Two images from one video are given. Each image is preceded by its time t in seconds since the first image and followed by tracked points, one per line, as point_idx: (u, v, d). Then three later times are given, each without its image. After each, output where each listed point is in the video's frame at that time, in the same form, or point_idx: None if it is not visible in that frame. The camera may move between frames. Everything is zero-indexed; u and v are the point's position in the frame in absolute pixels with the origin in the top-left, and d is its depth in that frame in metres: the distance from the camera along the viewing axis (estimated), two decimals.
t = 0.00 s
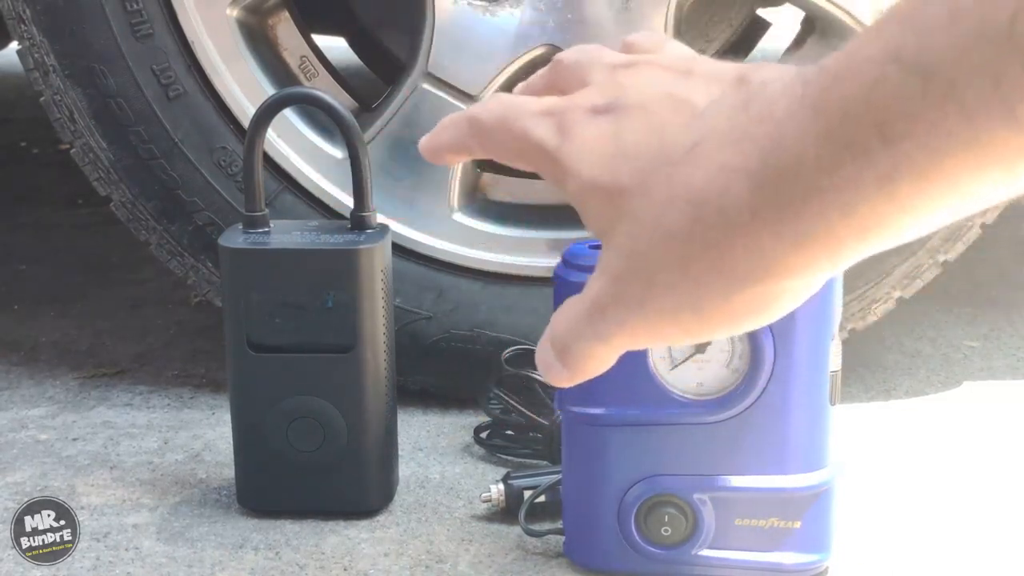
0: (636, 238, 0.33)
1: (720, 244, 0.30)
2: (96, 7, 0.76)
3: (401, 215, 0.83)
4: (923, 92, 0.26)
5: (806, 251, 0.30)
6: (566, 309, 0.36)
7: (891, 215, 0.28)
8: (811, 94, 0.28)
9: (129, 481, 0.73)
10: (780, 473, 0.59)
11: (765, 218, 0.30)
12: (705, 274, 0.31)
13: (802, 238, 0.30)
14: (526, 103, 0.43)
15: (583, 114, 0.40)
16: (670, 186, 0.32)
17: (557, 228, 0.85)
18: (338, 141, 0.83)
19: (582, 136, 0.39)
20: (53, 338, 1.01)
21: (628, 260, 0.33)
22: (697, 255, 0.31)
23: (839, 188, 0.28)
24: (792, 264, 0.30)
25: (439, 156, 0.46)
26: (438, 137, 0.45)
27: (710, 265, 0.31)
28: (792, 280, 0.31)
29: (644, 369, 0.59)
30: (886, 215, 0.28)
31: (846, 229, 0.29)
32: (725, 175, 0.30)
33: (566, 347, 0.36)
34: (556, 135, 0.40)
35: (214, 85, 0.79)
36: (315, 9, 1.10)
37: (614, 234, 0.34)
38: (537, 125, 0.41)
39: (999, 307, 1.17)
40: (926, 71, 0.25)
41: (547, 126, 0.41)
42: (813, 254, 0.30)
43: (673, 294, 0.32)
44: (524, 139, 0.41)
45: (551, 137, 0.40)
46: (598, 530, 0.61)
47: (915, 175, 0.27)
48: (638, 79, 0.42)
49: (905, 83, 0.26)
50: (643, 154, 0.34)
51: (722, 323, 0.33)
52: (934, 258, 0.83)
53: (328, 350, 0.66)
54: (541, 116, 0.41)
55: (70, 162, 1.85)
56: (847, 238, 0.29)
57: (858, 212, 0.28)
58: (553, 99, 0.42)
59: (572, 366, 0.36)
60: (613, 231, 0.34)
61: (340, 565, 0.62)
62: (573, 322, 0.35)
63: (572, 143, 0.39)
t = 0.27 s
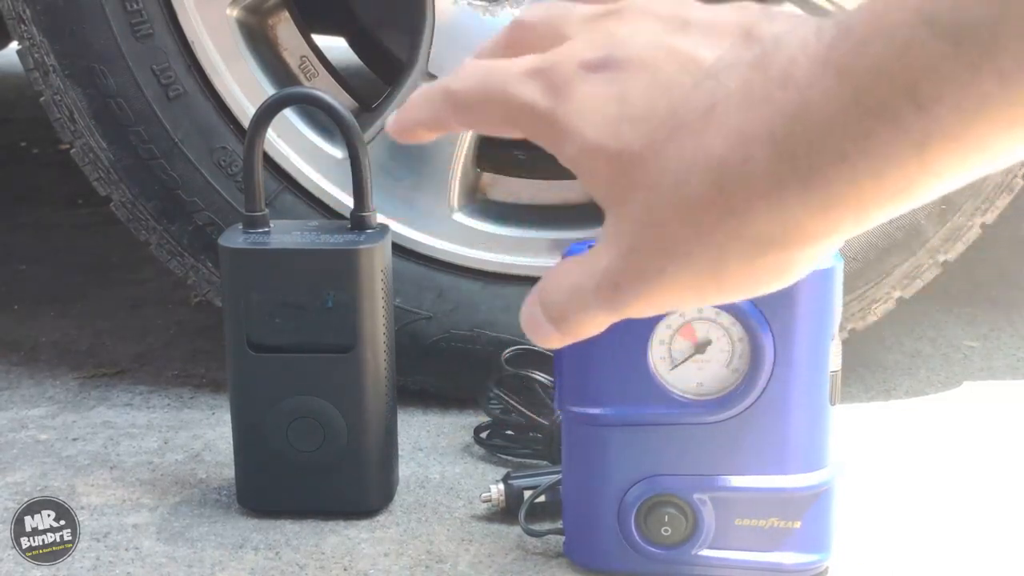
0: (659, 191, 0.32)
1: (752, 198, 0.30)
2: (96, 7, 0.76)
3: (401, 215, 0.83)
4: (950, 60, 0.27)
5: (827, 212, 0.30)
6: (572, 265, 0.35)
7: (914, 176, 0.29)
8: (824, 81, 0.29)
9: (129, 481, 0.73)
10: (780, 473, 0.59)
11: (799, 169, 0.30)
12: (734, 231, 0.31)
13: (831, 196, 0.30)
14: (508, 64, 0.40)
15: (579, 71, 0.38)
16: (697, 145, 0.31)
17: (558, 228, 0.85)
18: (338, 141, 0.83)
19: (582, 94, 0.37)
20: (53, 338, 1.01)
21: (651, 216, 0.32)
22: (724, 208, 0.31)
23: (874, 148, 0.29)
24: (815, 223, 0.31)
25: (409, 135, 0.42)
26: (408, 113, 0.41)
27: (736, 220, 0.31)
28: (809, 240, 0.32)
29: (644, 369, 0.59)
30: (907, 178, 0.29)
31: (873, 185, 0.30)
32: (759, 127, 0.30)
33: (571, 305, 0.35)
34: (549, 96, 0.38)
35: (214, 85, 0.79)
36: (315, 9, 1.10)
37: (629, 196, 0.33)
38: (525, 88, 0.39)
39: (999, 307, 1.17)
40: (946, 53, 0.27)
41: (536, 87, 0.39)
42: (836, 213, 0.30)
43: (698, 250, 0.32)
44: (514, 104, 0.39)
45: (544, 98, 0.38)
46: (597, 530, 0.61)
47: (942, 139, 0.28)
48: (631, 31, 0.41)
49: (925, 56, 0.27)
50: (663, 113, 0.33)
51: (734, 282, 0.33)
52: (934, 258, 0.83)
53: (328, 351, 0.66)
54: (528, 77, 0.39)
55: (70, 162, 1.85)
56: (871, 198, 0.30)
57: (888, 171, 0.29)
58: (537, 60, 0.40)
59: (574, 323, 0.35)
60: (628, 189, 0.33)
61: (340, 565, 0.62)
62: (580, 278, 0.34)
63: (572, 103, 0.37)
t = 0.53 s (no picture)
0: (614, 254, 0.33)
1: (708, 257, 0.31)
2: (96, 7, 0.76)
3: (402, 216, 0.83)
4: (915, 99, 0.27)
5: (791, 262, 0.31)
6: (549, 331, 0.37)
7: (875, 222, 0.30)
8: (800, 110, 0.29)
9: (129, 481, 0.73)
10: (780, 473, 0.59)
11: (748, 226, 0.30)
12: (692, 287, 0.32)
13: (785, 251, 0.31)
14: (443, 143, 0.41)
15: (518, 141, 0.37)
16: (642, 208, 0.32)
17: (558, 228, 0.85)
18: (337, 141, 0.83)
19: (523, 168, 0.36)
20: (53, 338, 1.01)
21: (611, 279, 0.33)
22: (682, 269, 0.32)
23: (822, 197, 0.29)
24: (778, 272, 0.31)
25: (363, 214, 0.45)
26: (355, 193, 0.44)
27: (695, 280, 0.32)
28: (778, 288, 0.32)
29: (644, 369, 0.59)
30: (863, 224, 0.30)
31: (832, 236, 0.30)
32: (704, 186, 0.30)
33: (551, 367, 0.36)
34: (492, 169, 0.38)
35: (214, 85, 0.79)
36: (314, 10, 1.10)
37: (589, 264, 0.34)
38: (465, 163, 0.39)
39: (999, 307, 1.17)
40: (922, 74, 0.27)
41: (477, 161, 0.39)
42: (792, 267, 0.31)
43: (665, 312, 0.33)
44: (458, 180, 0.39)
45: (485, 174, 0.38)
46: (598, 530, 0.61)
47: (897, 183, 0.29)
48: (568, 93, 0.39)
49: (893, 93, 0.27)
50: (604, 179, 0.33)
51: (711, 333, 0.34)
52: (934, 258, 0.83)
53: (328, 350, 0.66)
54: (469, 151, 0.39)
55: (70, 162, 1.85)
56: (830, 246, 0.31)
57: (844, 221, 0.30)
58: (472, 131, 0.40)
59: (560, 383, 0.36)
60: (585, 259, 0.34)
61: (340, 565, 0.62)
62: (557, 345, 0.36)
63: (518, 174, 0.37)
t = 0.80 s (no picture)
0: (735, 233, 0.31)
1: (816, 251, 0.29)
2: (96, 7, 0.76)
3: (401, 215, 0.83)
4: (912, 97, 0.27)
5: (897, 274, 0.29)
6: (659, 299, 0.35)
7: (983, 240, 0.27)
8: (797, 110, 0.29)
9: (129, 481, 0.73)
10: (780, 473, 0.59)
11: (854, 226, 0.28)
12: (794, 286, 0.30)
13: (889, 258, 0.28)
14: (648, 75, 0.39)
15: (699, 94, 0.36)
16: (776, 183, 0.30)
17: (557, 228, 0.86)
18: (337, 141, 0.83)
19: (696, 118, 0.35)
20: (53, 338, 1.01)
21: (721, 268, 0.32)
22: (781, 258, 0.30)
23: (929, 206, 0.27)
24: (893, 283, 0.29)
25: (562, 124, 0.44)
26: (559, 103, 0.44)
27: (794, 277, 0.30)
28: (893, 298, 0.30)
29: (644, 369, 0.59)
30: (974, 240, 0.26)
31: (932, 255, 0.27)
32: (838, 176, 0.28)
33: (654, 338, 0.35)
34: (669, 114, 0.37)
35: (214, 85, 0.79)
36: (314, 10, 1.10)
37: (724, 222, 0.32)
38: (649, 103, 0.38)
39: (999, 307, 1.17)
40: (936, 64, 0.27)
41: (662, 103, 0.37)
42: (933, 257, 0.28)
43: (762, 302, 0.31)
44: (639, 115, 0.38)
45: (663, 114, 0.37)
46: (598, 530, 0.61)
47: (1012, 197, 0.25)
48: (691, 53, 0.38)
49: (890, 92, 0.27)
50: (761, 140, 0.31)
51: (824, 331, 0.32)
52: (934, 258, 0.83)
53: (328, 350, 0.66)
54: (660, 91, 0.38)
55: (70, 162, 1.85)
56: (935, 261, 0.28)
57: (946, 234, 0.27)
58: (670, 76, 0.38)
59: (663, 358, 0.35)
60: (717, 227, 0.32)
61: (340, 565, 0.62)
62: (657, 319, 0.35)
63: (682, 124, 0.36)
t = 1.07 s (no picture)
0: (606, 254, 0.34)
1: (679, 261, 0.33)
2: (96, 7, 0.76)
3: (402, 215, 0.83)
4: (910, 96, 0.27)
5: (736, 281, 0.34)
6: (502, 308, 0.39)
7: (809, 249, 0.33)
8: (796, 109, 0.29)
9: (129, 481, 0.73)
10: (780, 473, 0.59)
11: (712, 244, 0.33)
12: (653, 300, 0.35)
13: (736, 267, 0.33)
14: (449, 95, 0.40)
15: (521, 108, 0.38)
16: (620, 199, 0.34)
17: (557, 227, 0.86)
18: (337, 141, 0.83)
19: (526, 137, 0.37)
20: (53, 338, 1.01)
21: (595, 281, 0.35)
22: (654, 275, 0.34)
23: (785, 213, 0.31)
24: (728, 292, 0.34)
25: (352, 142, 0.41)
26: (352, 127, 0.41)
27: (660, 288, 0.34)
28: (737, 297, 0.35)
29: (644, 369, 0.59)
30: (815, 239, 0.32)
31: (768, 255, 0.33)
32: (689, 192, 0.32)
33: (506, 343, 0.38)
34: (494, 132, 0.38)
35: (214, 85, 0.79)
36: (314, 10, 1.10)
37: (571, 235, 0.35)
38: (473, 125, 0.39)
39: (999, 307, 1.17)
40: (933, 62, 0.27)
41: (483, 124, 0.39)
42: (779, 253, 0.33)
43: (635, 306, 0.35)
44: (460, 138, 0.39)
45: (490, 136, 0.38)
46: (597, 530, 0.61)
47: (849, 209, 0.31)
48: (578, 66, 0.39)
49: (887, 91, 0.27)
50: (599, 158, 0.35)
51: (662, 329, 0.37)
52: (934, 258, 0.83)
53: (328, 350, 0.66)
54: (475, 110, 0.39)
55: (69, 162, 1.84)
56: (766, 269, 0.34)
57: (807, 232, 0.32)
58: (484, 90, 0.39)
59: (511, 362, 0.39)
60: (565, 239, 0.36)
61: (340, 565, 0.62)
62: (508, 330, 0.38)
63: (515, 145, 0.37)
